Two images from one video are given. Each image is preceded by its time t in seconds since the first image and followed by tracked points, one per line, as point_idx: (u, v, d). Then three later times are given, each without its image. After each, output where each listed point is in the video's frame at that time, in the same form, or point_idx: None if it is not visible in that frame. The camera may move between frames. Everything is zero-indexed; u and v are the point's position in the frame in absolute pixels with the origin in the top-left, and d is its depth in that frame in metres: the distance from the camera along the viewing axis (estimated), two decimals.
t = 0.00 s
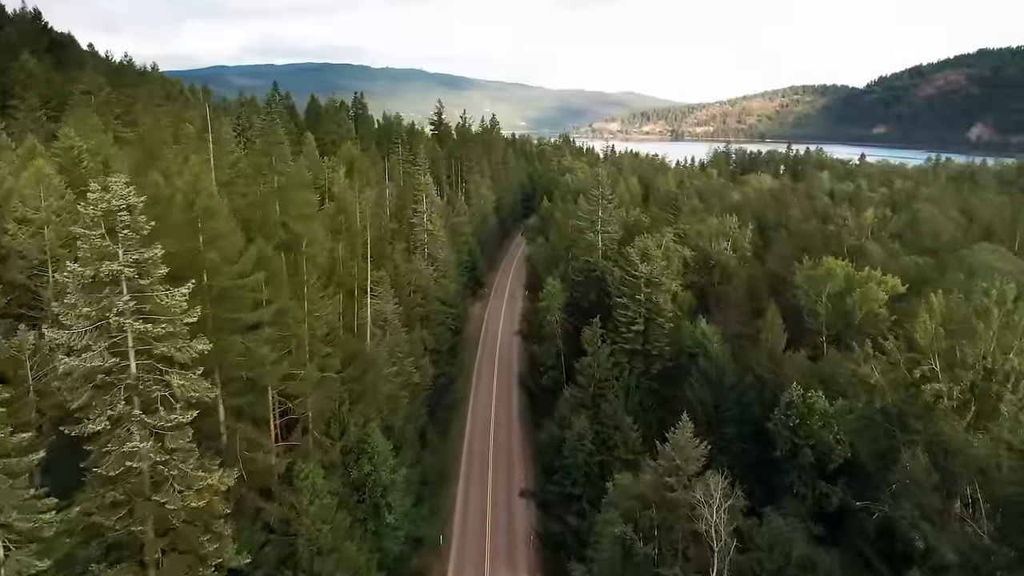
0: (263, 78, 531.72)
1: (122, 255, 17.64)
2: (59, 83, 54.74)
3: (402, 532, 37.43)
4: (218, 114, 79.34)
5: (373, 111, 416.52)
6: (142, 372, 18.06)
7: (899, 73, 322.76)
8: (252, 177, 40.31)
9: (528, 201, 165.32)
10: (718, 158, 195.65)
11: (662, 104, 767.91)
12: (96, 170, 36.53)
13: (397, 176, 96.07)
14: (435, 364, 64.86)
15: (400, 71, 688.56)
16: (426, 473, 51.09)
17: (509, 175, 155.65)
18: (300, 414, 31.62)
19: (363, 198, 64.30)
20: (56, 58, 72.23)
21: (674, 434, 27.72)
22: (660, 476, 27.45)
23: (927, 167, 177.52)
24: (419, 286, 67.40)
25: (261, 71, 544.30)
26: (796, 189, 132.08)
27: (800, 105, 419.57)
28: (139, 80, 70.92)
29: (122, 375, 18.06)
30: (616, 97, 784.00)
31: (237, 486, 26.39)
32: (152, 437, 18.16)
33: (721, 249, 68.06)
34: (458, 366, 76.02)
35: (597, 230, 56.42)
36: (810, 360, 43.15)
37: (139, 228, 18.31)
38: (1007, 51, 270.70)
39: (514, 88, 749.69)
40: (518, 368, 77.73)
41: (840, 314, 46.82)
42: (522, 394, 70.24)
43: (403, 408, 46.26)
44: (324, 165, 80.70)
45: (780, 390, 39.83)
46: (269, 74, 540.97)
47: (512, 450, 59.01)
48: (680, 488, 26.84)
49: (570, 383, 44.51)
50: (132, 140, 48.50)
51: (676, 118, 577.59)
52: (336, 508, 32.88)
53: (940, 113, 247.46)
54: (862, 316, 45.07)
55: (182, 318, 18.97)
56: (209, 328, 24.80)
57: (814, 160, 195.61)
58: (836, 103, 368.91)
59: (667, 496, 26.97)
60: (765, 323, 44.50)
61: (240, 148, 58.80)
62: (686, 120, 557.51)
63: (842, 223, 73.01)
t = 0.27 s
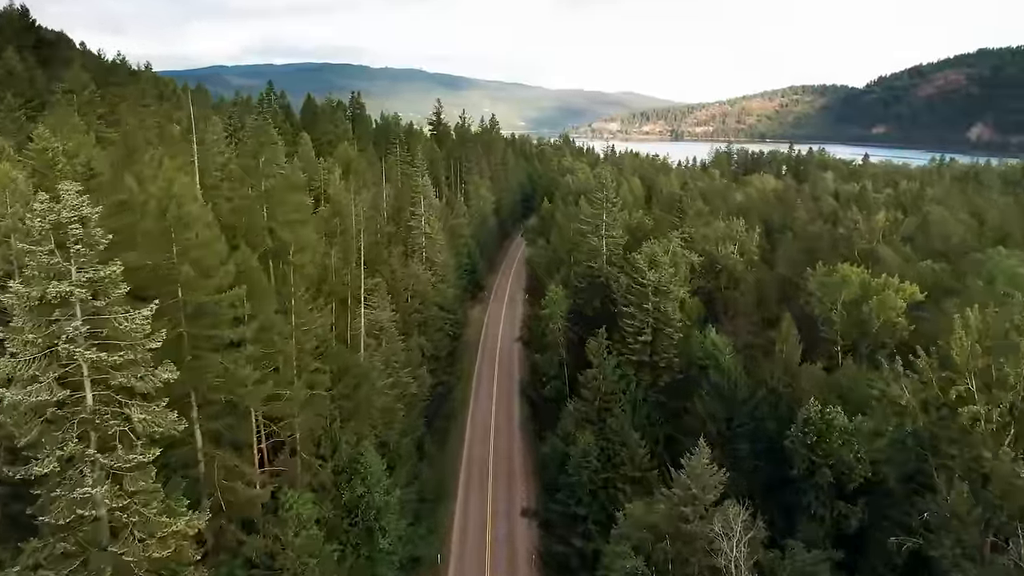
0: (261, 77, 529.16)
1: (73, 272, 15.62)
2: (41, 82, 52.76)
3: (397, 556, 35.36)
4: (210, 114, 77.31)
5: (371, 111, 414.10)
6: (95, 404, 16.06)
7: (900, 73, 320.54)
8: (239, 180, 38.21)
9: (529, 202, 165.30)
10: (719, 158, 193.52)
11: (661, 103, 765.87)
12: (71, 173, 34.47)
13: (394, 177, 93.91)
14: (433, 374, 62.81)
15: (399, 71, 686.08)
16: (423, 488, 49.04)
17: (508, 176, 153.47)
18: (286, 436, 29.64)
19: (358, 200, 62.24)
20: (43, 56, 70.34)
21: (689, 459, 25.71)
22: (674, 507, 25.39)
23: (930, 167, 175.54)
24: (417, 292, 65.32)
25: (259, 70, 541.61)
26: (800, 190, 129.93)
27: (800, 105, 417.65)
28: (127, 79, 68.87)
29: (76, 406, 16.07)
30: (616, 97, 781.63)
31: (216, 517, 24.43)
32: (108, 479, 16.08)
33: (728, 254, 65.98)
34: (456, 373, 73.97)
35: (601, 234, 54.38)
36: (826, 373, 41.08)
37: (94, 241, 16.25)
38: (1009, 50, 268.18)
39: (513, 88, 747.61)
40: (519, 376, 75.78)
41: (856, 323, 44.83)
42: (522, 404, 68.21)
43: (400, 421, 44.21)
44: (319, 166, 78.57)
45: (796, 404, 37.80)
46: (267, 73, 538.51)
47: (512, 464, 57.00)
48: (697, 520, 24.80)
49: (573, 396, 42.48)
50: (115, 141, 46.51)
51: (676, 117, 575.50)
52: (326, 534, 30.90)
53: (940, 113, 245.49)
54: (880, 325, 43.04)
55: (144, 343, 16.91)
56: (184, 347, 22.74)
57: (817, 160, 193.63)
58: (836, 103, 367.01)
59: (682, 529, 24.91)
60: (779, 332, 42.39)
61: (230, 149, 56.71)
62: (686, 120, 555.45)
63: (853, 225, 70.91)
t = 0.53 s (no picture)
0: (259, 77, 527.22)
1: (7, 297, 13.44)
2: (22, 81, 50.63)
3: None
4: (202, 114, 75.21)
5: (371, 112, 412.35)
6: (35, 450, 13.89)
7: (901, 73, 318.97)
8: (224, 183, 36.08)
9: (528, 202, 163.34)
10: (721, 158, 191.63)
11: (661, 103, 764.01)
12: (42, 177, 32.30)
13: (392, 179, 91.86)
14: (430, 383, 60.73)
15: (398, 71, 684.28)
16: (419, 506, 47.00)
17: (508, 177, 151.47)
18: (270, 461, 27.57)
19: (354, 203, 60.11)
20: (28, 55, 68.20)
21: (707, 489, 23.66)
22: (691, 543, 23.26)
23: (933, 168, 173.78)
24: (415, 298, 63.20)
25: (258, 70, 539.68)
26: (804, 191, 127.99)
27: (800, 105, 416.14)
28: (116, 78, 66.79)
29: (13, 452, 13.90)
30: (615, 96, 779.97)
31: (190, 556, 22.32)
32: (50, 535, 13.97)
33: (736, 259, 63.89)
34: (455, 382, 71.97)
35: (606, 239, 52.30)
36: (844, 387, 39.03)
37: (36, 261, 14.11)
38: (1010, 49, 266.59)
39: (512, 88, 745.81)
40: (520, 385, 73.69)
41: (873, 333, 42.76)
42: (524, 414, 66.13)
43: (395, 437, 42.16)
44: (314, 167, 76.50)
45: (815, 422, 35.74)
46: (266, 73, 536.61)
47: (512, 479, 55.03)
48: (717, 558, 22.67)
49: (578, 412, 40.40)
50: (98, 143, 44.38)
51: (676, 117, 573.95)
52: (313, 565, 28.85)
53: (940, 112, 244.01)
54: (900, 336, 40.97)
55: (94, 377, 14.76)
56: (152, 370, 20.65)
57: (818, 160, 191.87)
58: (836, 103, 365.39)
59: (700, 568, 22.78)
60: (795, 343, 40.30)
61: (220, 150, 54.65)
62: (686, 120, 553.85)
63: (863, 228, 68.97)
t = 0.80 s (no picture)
0: (258, 76, 524.89)
1: None
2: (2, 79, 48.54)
3: None
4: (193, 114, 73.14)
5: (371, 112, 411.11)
6: None
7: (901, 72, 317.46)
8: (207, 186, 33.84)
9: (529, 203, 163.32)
10: (723, 159, 189.57)
11: (661, 103, 762.13)
12: (13, 181, 30.23)
13: (389, 180, 89.76)
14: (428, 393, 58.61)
15: (398, 71, 681.76)
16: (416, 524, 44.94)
17: (507, 178, 149.34)
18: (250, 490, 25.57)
19: (348, 206, 58.03)
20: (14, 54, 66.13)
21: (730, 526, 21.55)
22: None
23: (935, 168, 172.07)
24: (412, 304, 61.09)
25: (258, 70, 537.10)
26: (808, 193, 126.06)
27: (800, 105, 414.70)
28: (103, 77, 64.69)
29: None
30: (614, 96, 778.55)
31: None
32: None
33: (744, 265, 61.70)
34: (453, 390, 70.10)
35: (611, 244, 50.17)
36: (864, 402, 36.99)
37: None
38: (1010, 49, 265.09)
39: (511, 87, 744.04)
40: (521, 393, 71.66)
41: (894, 344, 40.63)
42: (524, 425, 64.11)
43: (391, 454, 40.12)
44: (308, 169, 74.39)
45: (835, 440, 33.72)
46: (264, 73, 534.38)
47: (512, 495, 53.18)
48: None
49: (583, 429, 38.27)
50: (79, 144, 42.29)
51: (675, 117, 572.45)
52: None
53: (941, 112, 242.59)
54: (922, 348, 38.93)
55: (30, 423, 12.65)
56: (116, 398, 18.54)
57: (820, 161, 190.12)
58: (836, 103, 363.92)
59: None
60: (811, 356, 38.25)
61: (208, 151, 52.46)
62: (685, 120, 552.36)
63: (873, 232, 67.01)
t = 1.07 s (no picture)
0: (257, 76, 522.22)
1: None
2: None
3: None
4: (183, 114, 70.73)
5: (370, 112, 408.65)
6: None
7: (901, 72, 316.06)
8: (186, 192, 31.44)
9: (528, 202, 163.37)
10: (724, 159, 187.50)
11: (660, 103, 760.37)
12: None
13: (386, 182, 87.42)
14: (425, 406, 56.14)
15: (396, 71, 678.86)
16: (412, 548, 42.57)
17: (507, 179, 147.09)
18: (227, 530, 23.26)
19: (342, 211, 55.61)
20: None
21: None
22: None
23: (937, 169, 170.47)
24: (408, 312, 58.65)
25: (256, 71, 534.48)
26: (812, 194, 124.05)
27: (799, 105, 413.22)
28: (88, 76, 62.19)
29: None
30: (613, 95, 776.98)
31: None
32: None
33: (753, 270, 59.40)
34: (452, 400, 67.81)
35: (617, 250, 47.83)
36: (890, 422, 34.67)
37: None
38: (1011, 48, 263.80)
39: (510, 87, 742.15)
40: (521, 403, 69.28)
41: (919, 359, 38.35)
42: (525, 437, 61.75)
43: (385, 477, 37.77)
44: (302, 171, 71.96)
45: (862, 465, 31.39)
46: (262, 72, 531.64)
47: (513, 512, 50.95)
48: None
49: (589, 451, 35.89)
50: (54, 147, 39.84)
51: (674, 117, 571.01)
52: None
53: (941, 112, 241.20)
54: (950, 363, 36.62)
55: None
56: (60, 443, 16.13)
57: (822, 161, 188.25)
58: (835, 103, 362.50)
59: None
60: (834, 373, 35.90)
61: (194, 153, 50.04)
62: (684, 120, 550.87)
63: (886, 236, 64.87)
